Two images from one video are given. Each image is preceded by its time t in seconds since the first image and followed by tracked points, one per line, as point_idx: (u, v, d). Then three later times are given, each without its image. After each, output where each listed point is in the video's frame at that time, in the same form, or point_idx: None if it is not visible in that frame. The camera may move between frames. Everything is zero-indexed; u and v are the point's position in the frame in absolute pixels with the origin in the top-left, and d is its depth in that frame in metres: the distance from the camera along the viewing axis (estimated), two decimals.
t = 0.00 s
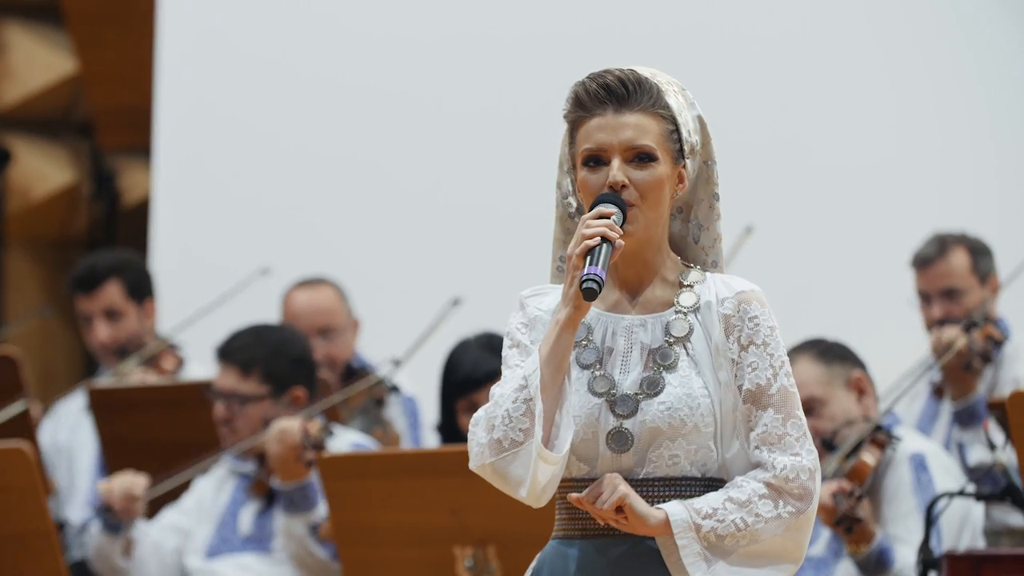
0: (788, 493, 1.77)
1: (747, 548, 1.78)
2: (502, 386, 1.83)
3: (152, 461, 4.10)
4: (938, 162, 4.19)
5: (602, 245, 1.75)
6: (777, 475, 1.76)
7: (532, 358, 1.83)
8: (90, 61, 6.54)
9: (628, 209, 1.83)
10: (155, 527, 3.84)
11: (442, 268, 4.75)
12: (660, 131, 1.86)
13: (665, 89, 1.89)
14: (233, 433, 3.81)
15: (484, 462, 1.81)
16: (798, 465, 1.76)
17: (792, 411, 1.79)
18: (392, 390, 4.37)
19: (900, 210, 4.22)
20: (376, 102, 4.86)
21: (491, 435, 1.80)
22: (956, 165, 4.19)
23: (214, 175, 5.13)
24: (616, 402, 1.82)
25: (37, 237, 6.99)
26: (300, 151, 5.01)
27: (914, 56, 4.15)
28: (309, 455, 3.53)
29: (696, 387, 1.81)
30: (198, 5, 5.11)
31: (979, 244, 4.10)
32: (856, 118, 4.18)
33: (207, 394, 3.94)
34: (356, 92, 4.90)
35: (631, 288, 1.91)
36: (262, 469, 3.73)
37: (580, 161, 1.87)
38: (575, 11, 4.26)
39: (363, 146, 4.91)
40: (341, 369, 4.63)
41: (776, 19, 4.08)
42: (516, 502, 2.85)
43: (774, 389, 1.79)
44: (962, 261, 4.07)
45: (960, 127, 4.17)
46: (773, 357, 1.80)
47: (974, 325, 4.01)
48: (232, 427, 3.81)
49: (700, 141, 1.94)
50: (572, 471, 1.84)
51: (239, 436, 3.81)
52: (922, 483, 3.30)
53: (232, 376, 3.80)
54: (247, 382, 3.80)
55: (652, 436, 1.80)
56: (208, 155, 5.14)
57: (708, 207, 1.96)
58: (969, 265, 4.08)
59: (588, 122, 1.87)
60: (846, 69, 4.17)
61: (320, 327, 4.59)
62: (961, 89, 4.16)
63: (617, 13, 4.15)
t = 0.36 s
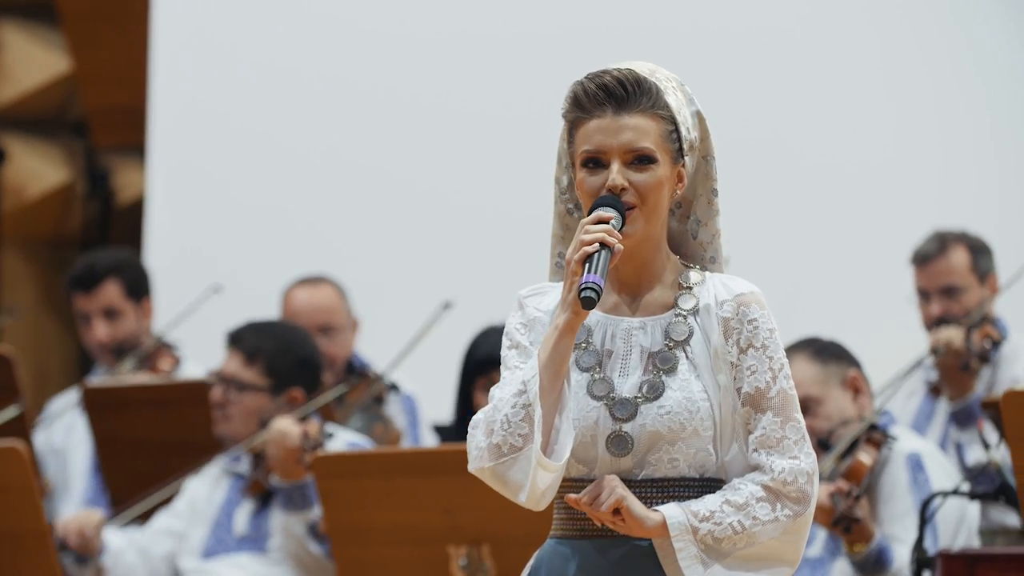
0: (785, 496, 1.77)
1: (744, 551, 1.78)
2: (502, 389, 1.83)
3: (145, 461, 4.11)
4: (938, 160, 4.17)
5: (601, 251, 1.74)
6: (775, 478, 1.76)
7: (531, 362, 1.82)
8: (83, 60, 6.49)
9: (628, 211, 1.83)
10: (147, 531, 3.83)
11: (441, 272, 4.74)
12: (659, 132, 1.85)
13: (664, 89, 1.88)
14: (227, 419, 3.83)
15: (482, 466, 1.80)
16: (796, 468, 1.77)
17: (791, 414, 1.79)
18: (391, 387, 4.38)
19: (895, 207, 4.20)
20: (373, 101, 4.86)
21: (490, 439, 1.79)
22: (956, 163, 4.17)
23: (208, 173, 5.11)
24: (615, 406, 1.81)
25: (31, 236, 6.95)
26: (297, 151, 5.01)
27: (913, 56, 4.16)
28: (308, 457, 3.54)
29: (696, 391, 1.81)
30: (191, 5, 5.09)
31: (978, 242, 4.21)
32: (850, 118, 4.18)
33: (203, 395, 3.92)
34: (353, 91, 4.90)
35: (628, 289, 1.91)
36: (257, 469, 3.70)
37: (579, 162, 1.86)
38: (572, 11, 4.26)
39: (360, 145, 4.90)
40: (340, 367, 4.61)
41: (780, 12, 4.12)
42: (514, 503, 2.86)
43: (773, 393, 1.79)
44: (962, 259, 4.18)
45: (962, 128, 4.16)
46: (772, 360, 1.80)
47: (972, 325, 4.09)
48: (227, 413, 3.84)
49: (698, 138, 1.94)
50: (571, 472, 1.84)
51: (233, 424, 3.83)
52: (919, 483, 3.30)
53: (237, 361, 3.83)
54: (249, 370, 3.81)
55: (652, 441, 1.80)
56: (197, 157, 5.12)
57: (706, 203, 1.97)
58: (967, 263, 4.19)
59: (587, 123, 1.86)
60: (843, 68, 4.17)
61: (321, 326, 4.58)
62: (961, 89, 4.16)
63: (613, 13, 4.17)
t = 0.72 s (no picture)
0: (778, 492, 1.77)
1: (737, 548, 1.78)
2: (494, 388, 1.82)
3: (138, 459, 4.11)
4: (938, 156, 4.30)
5: (591, 248, 1.74)
6: (767, 475, 1.77)
7: (523, 360, 1.82)
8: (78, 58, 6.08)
9: (616, 207, 1.83)
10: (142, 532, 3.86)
11: (427, 262, 4.79)
12: (656, 132, 1.85)
13: (666, 89, 1.87)
14: (221, 417, 3.82)
15: (475, 465, 1.79)
16: (787, 463, 1.77)
17: (782, 411, 1.79)
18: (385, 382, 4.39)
19: (895, 201, 4.31)
20: (369, 100, 4.86)
21: (482, 438, 1.78)
22: (956, 160, 4.31)
23: (200, 167, 5.08)
24: (607, 406, 1.81)
25: (22, 233, 6.45)
26: (293, 149, 5.00)
27: (912, 56, 4.26)
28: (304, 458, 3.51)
29: (688, 390, 1.81)
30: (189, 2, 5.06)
31: (976, 241, 4.14)
32: (850, 115, 4.25)
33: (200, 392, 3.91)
34: (349, 90, 4.89)
35: (618, 290, 1.91)
36: (252, 469, 3.69)
37: (573, 153, 1.86)
38: (573, 10, 4.23)
39: (355, 144, 4.90)
40: (334, 362, 4.61)
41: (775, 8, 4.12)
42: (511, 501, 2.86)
43: (764, 389, 1.79)
44: (959, 258, 4.10)
45: (955, 119, 4.31)
46: (763, 356, 1.80)
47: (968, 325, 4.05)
48: (222, 410, 3.82)
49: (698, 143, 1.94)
50: (565, 471, 1.84)
51: (228, 420, 3.82)
52: (913, 482, 3.30)
53: (231, 357, 3.81)
54: (243, 366, 3.80)
55: (645, 440, 1.80)
56: (192, 153, 5.09)
57: (701, 208, 1.97)
58: (965, 262, 4.11)
59: (585, 116, 1.86)
60: (846, 70, 4.23)
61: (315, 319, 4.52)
62: (961, 88, 4.30)
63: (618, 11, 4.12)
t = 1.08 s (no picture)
0: (769, 490, 1.77)
1: (729, 547, 1.78)
2: (487, 389, 1.81)
3: (133, 459, 4.11)
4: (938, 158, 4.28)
5: (584, 251, 1.74)
6: (758, 473, 1.77)
7: (515, 361, 1.81)
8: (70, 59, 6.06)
9: (610, 207, 1.83)
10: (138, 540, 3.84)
11: (422, 260, 4.79)
12: (648, 130, 1.85)
13: (656, 87, 1.87)
14: (221, 426, 3.81)
15: (468, 466, 1.78)
16: (779, 461, 1.77)
17: (774, 409, 1.79)
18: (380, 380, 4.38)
19: (897, 199, 4.31)
20: (365, 99, 4.85)
21: (475, 439, 1.78)
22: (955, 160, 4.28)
23: (202, 167, 5.09)
24: (600, 406, 1.81)
25: (17, 233, 6.43)
26: (288, 147, 4.99)
27: (914, 56, 4.25)
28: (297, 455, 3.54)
29: (681, 390, 1.81)
30: None
31: (970, 240, 4.13)
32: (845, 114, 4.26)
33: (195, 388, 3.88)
34: (345, 88, 4.88)
35: (611, 289, 1.92)
36: (246, 467, 3.70)
37: (565, 153, 1.87)
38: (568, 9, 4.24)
39: (352, 142, 4.90)
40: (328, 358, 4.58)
41: (766, 7, 4.17)
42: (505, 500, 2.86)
43: (756, 387, 1.79)
44: (952, 257, 4.12)
45: (956, 119, 4.27)
46: (755, 354, 1.80)
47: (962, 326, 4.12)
48: (219, 418, 3.82)
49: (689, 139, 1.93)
50: (558, 470, 1.85)
51: (227, 428, 3.81)
52: (905, 480, 3.31)
53: (220, 366, 3.81)
54: (235, 372, 3.80)
55: (638, 440, 1.80)
56: (190, 145, 5.10)
57: (693, 205, 1.96)
58: (959, 262, 4.12)
59: (576, 116, 1.86)
60: (845, 69, 4.24)
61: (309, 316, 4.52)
62: (962, 89, 4.26)
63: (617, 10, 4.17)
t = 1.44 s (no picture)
0: (757, 483, 1.77)
1: (717, 540, 1.77)
2: (472, 391, 1.82)
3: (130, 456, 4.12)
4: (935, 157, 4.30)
5: (565, 252, 1.73)
6: (745, 466, 1.76)
7: (501, 362, 1.82)
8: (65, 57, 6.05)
9: (593, 209, 1.83)
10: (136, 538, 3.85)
11: (420, 258, 4.79)
12: (639, 137, 1.83)
13: (654, 92, 1.86)
14: (215, 427, 3.81)
15: (454, 468, 1.79)
16: (765, 454, 1.77)
17: (761, 402, 1.79)
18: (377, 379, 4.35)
19: (898, 198, 4.35)
20: (363, 97, 4.86)
21: (462, 442, 1.78)
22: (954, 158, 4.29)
23: (199, 161, 5.08)
24: (589, 405, 1.81)
25: (13, 232, 6.42)
26: (285, 144, 4.99)
27: (914, 60, 4.26)
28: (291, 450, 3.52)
29: (668, 386, 1.81)
30: None
31: (962, 236, 4.12)
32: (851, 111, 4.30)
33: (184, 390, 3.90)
34: (344, 87, 4.88)
35: (597, 287, 1.91)
36: (241, 464, 3.71)
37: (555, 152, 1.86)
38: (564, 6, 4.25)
39: (349, 139, 4.90)
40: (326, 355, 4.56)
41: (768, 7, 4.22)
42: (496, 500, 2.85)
43: (743, 380, 1.79)
44: (945, 253, 4.09)
45: (956, 121, 4.27)
46: (741, 347, 1.80)
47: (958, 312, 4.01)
48: (213, 421, 3.81)
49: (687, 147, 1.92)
50: (547, 468, 1.85)
51: (221, 429, 3.81)
52: (906, 478, 3.33)
53: (209, 369, 3.81)
54: (225, 374, 3.81)
55: (627, 437, 1.80)
56: (185, 142, 5.09)
57: (684, 211, 1.96)
58: (952, 257, 4.09)
59: (571, 114, 1.86)
60: (844, 72, 4.28)
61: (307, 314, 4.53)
62: (960, 90, 4.26)
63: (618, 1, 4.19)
